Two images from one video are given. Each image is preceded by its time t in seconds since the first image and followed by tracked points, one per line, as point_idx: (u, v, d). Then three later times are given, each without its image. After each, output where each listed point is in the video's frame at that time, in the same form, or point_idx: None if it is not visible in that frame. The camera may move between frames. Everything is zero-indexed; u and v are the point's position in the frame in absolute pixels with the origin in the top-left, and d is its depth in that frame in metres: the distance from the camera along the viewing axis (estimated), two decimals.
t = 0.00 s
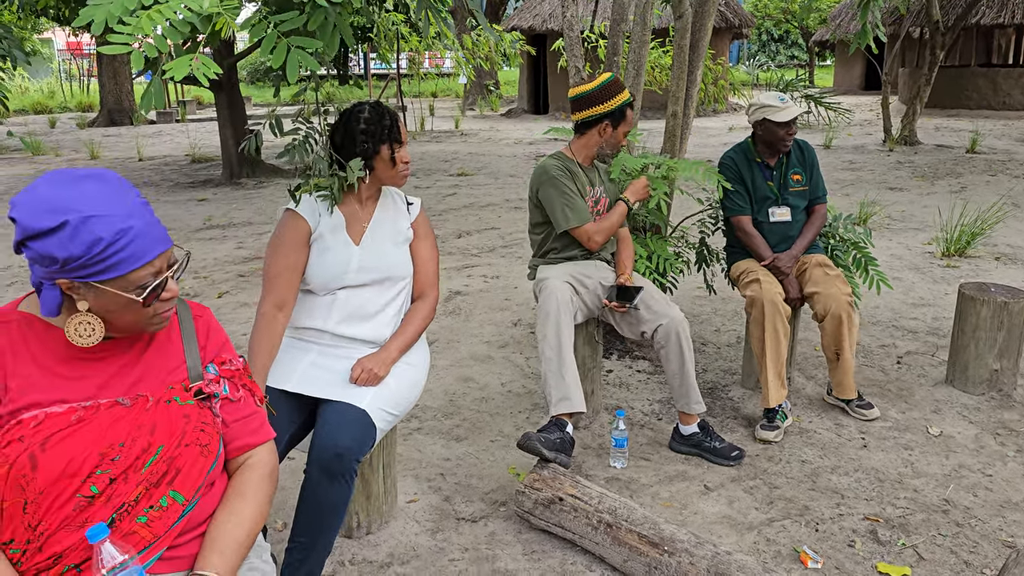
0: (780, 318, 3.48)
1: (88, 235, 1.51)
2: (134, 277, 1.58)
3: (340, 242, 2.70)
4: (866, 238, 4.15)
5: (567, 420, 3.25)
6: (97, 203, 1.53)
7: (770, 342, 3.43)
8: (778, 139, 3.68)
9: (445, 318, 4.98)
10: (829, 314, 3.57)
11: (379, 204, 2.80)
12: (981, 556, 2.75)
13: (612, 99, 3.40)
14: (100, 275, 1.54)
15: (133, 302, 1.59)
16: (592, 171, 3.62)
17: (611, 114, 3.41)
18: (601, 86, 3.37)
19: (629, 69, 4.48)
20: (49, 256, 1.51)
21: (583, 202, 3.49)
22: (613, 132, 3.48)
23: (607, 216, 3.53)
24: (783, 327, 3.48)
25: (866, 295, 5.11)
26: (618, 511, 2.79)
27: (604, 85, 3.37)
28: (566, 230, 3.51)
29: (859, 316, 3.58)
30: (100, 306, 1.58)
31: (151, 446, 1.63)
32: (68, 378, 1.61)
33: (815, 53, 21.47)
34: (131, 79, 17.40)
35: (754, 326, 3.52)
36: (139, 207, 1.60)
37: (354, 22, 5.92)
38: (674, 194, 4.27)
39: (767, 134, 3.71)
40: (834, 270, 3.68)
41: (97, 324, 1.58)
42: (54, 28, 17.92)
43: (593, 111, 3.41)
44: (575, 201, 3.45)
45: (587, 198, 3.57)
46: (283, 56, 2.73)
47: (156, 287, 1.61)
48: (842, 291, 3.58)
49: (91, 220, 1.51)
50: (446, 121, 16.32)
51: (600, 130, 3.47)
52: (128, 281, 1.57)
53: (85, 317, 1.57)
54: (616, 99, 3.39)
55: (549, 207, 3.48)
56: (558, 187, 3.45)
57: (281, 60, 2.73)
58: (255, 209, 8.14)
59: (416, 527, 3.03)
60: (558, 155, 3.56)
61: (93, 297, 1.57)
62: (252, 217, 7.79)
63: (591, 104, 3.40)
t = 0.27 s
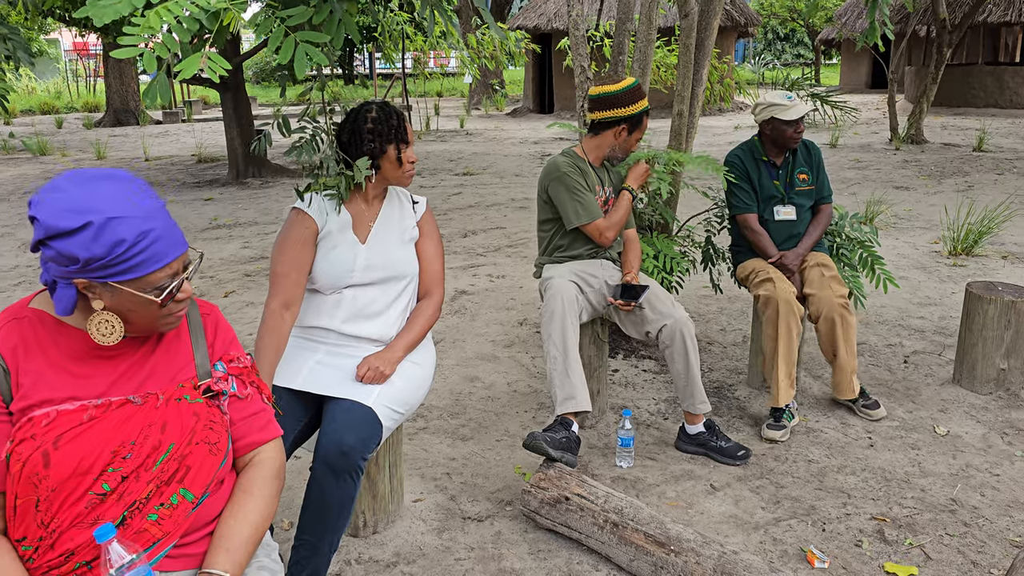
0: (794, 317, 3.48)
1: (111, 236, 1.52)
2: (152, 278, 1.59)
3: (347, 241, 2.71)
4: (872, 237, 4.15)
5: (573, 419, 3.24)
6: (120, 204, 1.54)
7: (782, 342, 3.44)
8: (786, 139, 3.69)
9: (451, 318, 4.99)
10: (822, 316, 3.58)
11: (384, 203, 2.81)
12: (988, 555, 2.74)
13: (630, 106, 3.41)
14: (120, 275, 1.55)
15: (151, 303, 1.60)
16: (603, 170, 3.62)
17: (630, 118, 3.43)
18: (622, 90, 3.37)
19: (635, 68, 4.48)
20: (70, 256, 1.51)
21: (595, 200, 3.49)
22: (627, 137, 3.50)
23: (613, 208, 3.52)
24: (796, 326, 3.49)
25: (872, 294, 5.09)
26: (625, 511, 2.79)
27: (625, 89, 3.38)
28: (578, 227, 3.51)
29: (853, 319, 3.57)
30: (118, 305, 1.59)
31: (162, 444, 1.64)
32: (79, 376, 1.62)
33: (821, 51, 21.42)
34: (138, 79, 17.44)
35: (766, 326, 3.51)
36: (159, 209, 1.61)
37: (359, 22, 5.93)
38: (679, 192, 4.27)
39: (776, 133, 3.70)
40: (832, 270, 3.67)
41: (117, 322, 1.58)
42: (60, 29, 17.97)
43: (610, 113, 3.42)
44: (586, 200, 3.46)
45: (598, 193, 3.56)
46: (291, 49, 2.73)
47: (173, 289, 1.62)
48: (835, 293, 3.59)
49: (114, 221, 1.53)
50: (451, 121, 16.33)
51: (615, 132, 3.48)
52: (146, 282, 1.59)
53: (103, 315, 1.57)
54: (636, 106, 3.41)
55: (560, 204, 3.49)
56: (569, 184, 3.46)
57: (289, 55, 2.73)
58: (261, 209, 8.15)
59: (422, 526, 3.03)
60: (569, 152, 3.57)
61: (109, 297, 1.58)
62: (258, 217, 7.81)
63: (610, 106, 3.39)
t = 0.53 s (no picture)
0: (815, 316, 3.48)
1: (134, 237, 1.54)
2: (171, 280, 1.60)
3: (356, 239, 2.72)
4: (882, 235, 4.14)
5: (581, 418, 3.25)
6: (144, 206, 1.56)
7: (803, 340, 3.45)
8: (793, 136, 3.68)
9: (459, 316, 4.99)
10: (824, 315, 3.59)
11: (393, 202, 2.82)
12: (999, 555, 2.74)
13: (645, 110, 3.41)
14: (140, 277, 1.56)
15: (168, 303, 1.61)
16: (613, 169, 3.62)
17: (643, 121, 3.43)
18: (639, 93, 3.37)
19: (642, 66, 4.48)
20: (92, 255, 1.52)
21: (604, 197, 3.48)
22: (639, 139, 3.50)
23: (621, 206, 3.51)
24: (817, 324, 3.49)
25: (881, 293, 5.08)
26: (633, 509, 2.80)
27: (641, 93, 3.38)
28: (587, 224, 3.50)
29: (857, 317, 3.57)
30: (133, 304, 1.59)
31: (174, 441, 1.65)
32: (93, 372, 1.63)
33: (829, 49, 21.35)
34: (146, 79, 17.50)
35: (787, 324, 3.52)
36: (181, 213, 1.64)
37: (367, 21, 5.94)
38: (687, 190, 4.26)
39: (783, 130, 3.70)
40: (836, 268, 3.65)
41: (126, 321, 1.58)
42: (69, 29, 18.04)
43: (622, 116, 3.42)
44: (596, 197, 3.44)
45: (607, 191, 3.56)
46: (298, 46, 2.75)
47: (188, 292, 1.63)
48: (838, 292, 3.58)
49: (138, 222, 1.54)
50: (458, 119, 16.34)
51: (627, 133, 3.48)
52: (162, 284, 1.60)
53: (118, 314, 1.57)
54: (651, 110, 3.41)
55: (570, 201, 3.48)
56: (580, 181, 3.45)
57: (296, 52, 2.73)
58: (269, 208, 8.17)
59: (431, 524, 3.04)
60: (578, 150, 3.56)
61: (125, 296, 1.58)
62: (266, 216, 7.83)
63: (625, 108, 3.40)
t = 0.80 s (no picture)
0: (824, 315, 3.46)
1: (143, 233, 1.54)
2: (180, 276, 1.61)
3: (366, 237, 2.72)
4: (893, 233, 4.12)
5: (590, 416, 3.24)
6: (153, 202, 1.56)
7: (812, 340, 3.44)
8: (804, 134, 3.67)
9: (468, 315, 5.00)
10: (841, 313, 3.58)
11: (402, 200, 2.82)
12: (1011, 555, 2.72)
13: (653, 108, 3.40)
14: (149, 272, 1.57)
15: (177, 300, 1.61)
16: (623, 167, 3.61)
17: (652, 119, 3.42)
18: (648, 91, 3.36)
19: (652, 64, 4.47)
20: (102, 251, 1.53)
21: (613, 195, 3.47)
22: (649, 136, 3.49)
23: (630, 203, 3.50)
24: (826, 324, 3.47)
25: (891, 291, 5.06)
26: (643, 508, 2.79)
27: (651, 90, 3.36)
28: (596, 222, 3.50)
29: (874, 317, 3.55)
30: (143, 301, 1.60)
31: (186, 437, 1.65)
32: (105, 368, 1.63)
33: (839, 47, 21.27)
34: (155, 78, 17.57)
35: (795, 323, 3.51)
36: (191, 210, 1.64)
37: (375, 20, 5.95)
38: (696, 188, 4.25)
39: (793, 128, 3.69)
40: (852, 268, 3.63)
41: (142, 317, 1.58)
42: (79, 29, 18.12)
43: (631, 115, 3.42)
44: (605, 195, 3.44)
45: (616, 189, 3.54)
46: (305, 44, 2.75)
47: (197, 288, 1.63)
48: (854, 292, 3.57)
49: (147, 218, 1.55)
50: (467, 118, 16.35)
51: (636, 131, 3.47)
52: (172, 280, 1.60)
53: (129, 310, 1.57)
54: (659, 108, 3.40)
55: (579, 198, 3.48)
56: (589, 179, 3.45)
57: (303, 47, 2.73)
58: (278, 207, 8.19)
59: (440, 522, 3.04)
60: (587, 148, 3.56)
61: (136, 292, 1.59)
62: (275, 214, 7.85)
63: (634, 106, 3.39)
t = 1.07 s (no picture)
0: (830, 314, 3.46)
1: (124, 223, 1.54)
2: (165, 266, 1.60)
3: (374, 236, 2.72)
4: (901, 232, 4.11)
5: (597, 414, 3.24)
6: (134, 192, 1.56)
7: (817, 339, 3.43)
8: (815, 133, 3.67)
9: (475, 314, 5.00)
10: (852, 313, 3.57)
11: (411, 200, 2.82)
12: (1021, 555, 2.71)
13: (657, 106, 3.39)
14: (133, 263, 1.57)
15: (165, 291, 1.61)
16: (630, 166, 3.61)
17: (657, 118, 3.40)
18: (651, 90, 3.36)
19: (659, 62, 4.46)
20: (86, 242, 1.54)
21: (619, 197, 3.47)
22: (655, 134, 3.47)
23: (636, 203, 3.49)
24: (831, 322, 3.46)
25: (900, 290, 5.04)
26: (651, 507, 2.79)
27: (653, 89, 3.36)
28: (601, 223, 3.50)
29: (885, 316, 3.54)
30: (136, 295, 1.60)
31: (196, 436, 1.66)
32: (116, 367, 1.64)
33: (847, 46, 21.20)
34: (164, 77, 17.62)
35: (800, 323, 3.50)
36: (177, 198, 1.63)
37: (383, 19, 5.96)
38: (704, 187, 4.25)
39: (804, 127, 3.69)
40: (863, 268, 3.63)
41: (137, 313, 1.58)
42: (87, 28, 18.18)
43: (638, 115, 3.40)
44: (610, 196, 3.44)
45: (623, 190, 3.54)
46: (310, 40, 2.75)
47: (183, 278, 1.62)
48: (866, 292, 3.56)
49: (128, 208, 1.55)
50: (474, 117, 16.35)
51: (642, 131, 3.46)
52: (159, 270, 1.60)
53: (122, 305, 1.58)
54: (663, 105, 3.38)
55: (584, 200, 3.48)
56: (594, 179, 3.45)
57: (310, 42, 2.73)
58: (285, 206, 8.21)
59: (448, 521, 3.04)
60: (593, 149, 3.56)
61: (128, 285, 1.60)
62: (282, 213, 7.86)
63: (638, 105, 3.38)
